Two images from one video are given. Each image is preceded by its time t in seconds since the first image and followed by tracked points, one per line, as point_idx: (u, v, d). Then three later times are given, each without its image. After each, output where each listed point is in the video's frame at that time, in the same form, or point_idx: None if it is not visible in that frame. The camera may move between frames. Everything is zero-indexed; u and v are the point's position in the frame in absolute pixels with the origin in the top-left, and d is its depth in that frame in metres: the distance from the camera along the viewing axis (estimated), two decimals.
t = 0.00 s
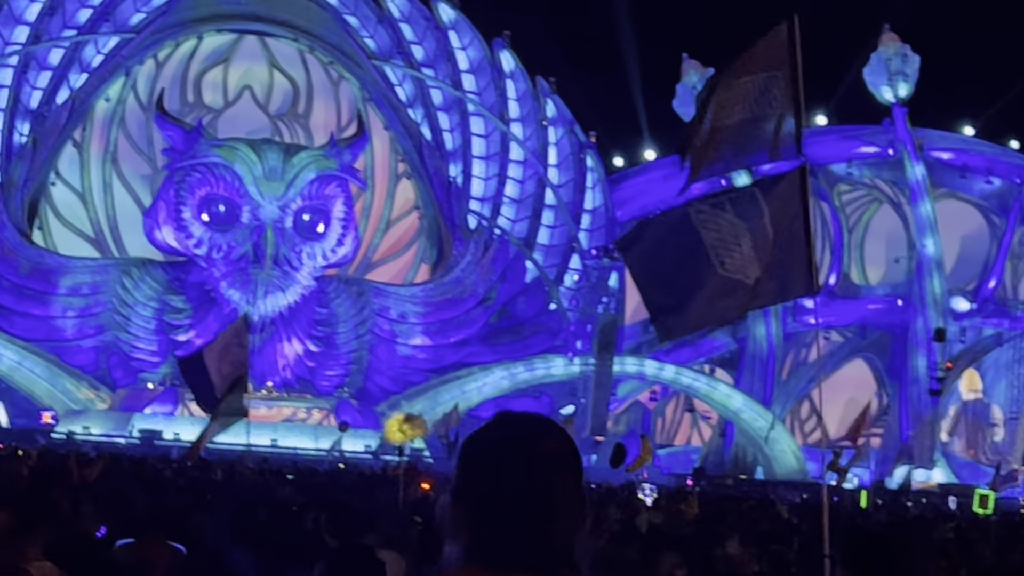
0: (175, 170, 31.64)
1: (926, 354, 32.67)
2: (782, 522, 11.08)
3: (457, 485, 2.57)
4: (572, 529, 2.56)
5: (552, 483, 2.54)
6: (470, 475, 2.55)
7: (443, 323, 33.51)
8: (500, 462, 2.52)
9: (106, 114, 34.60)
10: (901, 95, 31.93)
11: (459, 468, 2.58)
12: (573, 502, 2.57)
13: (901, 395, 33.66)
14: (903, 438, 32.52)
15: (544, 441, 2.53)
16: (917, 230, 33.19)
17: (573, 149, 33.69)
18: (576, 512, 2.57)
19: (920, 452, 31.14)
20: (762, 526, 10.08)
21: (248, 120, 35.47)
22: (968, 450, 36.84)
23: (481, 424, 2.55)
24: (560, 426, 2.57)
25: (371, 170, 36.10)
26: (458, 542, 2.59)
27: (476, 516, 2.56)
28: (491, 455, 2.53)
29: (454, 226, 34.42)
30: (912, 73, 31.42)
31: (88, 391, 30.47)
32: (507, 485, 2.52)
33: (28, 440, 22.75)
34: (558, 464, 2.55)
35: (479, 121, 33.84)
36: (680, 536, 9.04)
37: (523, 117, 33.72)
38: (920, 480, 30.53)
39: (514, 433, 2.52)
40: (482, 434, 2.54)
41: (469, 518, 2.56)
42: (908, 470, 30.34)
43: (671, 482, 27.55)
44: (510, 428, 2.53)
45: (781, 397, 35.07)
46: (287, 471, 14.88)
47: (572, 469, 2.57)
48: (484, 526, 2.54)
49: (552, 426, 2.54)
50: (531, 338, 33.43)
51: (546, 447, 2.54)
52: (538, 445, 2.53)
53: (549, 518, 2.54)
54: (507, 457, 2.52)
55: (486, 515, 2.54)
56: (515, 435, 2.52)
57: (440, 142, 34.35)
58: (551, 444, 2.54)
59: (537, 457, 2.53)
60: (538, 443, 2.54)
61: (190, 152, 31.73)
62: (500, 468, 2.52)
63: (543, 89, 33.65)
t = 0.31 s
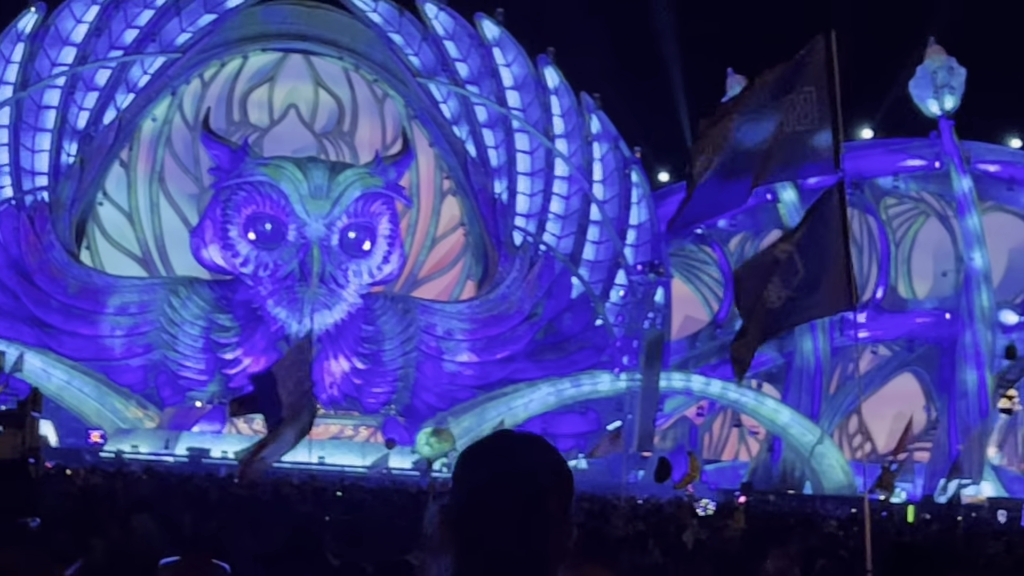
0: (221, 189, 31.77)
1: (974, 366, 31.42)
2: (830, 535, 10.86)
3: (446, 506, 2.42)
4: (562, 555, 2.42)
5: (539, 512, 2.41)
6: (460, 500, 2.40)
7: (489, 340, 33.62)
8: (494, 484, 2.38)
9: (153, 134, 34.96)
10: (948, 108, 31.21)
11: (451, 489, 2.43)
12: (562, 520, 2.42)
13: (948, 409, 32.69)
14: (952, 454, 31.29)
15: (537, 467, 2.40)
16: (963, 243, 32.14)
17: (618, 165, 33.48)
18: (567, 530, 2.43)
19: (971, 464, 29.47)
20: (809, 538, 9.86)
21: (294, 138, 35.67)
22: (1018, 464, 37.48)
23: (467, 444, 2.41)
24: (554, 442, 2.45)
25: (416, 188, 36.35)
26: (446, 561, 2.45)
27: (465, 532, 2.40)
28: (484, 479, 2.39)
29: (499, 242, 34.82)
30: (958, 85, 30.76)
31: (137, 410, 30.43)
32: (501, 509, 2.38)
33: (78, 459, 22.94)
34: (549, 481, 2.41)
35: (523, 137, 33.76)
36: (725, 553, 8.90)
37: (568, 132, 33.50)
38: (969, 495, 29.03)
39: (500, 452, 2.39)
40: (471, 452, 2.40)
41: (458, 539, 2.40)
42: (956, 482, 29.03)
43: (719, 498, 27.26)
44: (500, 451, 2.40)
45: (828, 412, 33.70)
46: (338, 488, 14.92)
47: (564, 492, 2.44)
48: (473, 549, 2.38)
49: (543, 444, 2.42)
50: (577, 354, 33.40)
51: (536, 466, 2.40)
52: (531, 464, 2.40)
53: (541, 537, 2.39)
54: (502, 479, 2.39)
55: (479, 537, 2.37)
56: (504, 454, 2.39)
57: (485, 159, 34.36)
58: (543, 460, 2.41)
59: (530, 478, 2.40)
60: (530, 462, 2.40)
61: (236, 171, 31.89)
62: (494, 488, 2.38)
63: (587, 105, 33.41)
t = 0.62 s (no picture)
0: (264, 207, 31.89)
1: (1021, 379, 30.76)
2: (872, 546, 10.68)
3: (473, 518, 2.60)
4: (583, 564, 2.61)
5: (558, 528, 2.57)
6: (488, 513, 2.57)
7: (532, 355, 33.64)
8: (516, 500, 2.55)
9: (196, 152, 35.31)
10: (992, 119, 30.73)
11: (476, 506, 2.59)
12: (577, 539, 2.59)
13: (994, 422, 32.42)
14: (998, 467, 31.02)
15: (553, 485, 2.59)
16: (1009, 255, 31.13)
17: (659, 179, 33.53)
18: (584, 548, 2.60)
19: (1017, 477, 28.83)
20: (851, 552, 9.72)
21: (336, 155, 35.70)
22: None
23: (493, 460, 2.60)
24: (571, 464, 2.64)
25: (458, 203, 36.33)
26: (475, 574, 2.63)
27: (487, 542, 2.57)
28: (507, 492, 2.56)
29: (542, 257, 34.86)
30: (1002, 95, 30.26)
31: (181, 427, 30.61)
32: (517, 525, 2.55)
33: (121, 476, 23.06)
34: (568, 499, 2.59)
35: (565, 152, 34.08)
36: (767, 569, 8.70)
37: (610, 147, 33.73)
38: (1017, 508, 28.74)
39: (533, 467, 2.58)
40: (496, 467, 2.59)
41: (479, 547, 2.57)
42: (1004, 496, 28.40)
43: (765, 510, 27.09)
44: (523, 470, 2.58)
45: (873, 425, 32.37)
46: (380, 504, 14.86)
47: (582, 511, 2.61)
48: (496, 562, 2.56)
49: (562, 464, 2.61)
50: (621, 368, 33.33)
51: (555, 485, 2.58)
52: (551, 482, 2.58)
53: (560, 554, 2.57)
54: (527, 493, 2.56)
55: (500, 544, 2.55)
56: (527, 473, 2.57)
57: (527, 174, 34.68)
58: (561, 478, 2.59)
59: (551, 495, 2.57)
60: (549, 481, 2.58)
61: (279, 189, 32.01)
62: (519, 503, 2.56)
63: (629, 120, 33.50)
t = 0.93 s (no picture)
0: (301, 222, 31.98)
1: None
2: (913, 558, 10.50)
3: (525, 534, 2.56)
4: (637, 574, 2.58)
5: (602, 543, 2.54)
6: (538, 527, 2.54)
7: (570, 367, 33.70)
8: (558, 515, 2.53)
9: (233, 167, 35.47)
10: None
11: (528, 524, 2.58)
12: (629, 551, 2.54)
13: None
14: None
15: (599, 496, 2.56)
16: None
17: (696, 191, 33.43)
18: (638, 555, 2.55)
19: None
20: (891, 563, 9.58)
21: (373, 170, 35.82)
22: None
23: (545, 476, 2.58)
24: (621, 478, 2.61)
25: (494, 216, 36.27)
26: None
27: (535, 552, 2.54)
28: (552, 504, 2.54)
29: (578, 270, 34.95)
30: None
31: (220, 442, 30.85)
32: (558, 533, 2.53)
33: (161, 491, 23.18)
34: (618, 510, 2.56)
35: (601, 164, 34.32)
36: None
37: (646, 159, 33.80)
38: None
39: (580, 482, 2.56)
40: (543, 482, 2.57)
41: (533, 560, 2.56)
42: None
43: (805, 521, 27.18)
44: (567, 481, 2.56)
45: (912, 437, 32.02)
46: (415, 517, 14.88)
47: (632, 521, 2.57)
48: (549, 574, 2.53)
49: (606, 476, 2.58)
50: (657, 381, 33.03)
51: (600, 499, 2.56)
52: (596, 494, 2.55)
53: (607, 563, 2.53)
54: (576, 506, 2.54)
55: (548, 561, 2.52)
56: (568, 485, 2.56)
57: (563, 187, 34.85)
58: (606, 491, 2.56)
59: (596, 508, 2.55)
60: (594, 495, 2.56)
61: (315, 204, 32.11)
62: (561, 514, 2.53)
63: (665, 132, 33.49)
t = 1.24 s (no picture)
0: (334, 233, 32.18)
1: None
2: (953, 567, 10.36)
3: (584, 545, 2.62)
4: None
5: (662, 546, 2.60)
6: (599, 537, 2.60)
7: (603, 378, 33.38)
8: (619, 528, 2.59)
9: (266, 179, 35.56)
10: None
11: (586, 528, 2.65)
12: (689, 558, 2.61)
13: None
14: None
15: (660, 507, 2.62)
16: None
17: (729, 201, 33.27)
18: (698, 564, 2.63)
19: None
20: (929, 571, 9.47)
21: (405, 180, 35.88)
22: None
23: (604, 487, 2.63)
24: (678, 485, 2.67)
25: (527, 227, 36.25)
26: None
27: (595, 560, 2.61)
28: (614, 517, 2.60)
29: (612, 280, 34.87)
30: None
31: (254, 453, 30.99)
32: (619, 545, 2.58)
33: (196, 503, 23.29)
34: (677, 520, 2.63)
35: (634, 174, 34.32)
36: None
37: (679, 169, 33.79)
38: None
39: (637, 490, 2.62)
40: (605, 495, 2.62)
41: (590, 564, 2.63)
42: None
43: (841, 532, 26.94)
44: (631, 495, 2.61)
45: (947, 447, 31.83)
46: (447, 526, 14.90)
47: (692, 532, 2.65)
48: None
49: (666, 486, 2.64)
50: (692, 392, 32.91)
51: (662, 512, 2.62)
52: (657, 506, 2.61)
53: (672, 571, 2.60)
54: (638, 520, 2.60)
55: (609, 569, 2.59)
56: (628, 494, 2.61)
57: (596, 198, 34.80)
58: (666, 501, 2.62)
59: (658, 521, 2.61)
60: (653, 504, 2.62)
61: (348, 216, 32.18)
62: (621, 526, 2.59)
63: (697, 141, 33.46)
